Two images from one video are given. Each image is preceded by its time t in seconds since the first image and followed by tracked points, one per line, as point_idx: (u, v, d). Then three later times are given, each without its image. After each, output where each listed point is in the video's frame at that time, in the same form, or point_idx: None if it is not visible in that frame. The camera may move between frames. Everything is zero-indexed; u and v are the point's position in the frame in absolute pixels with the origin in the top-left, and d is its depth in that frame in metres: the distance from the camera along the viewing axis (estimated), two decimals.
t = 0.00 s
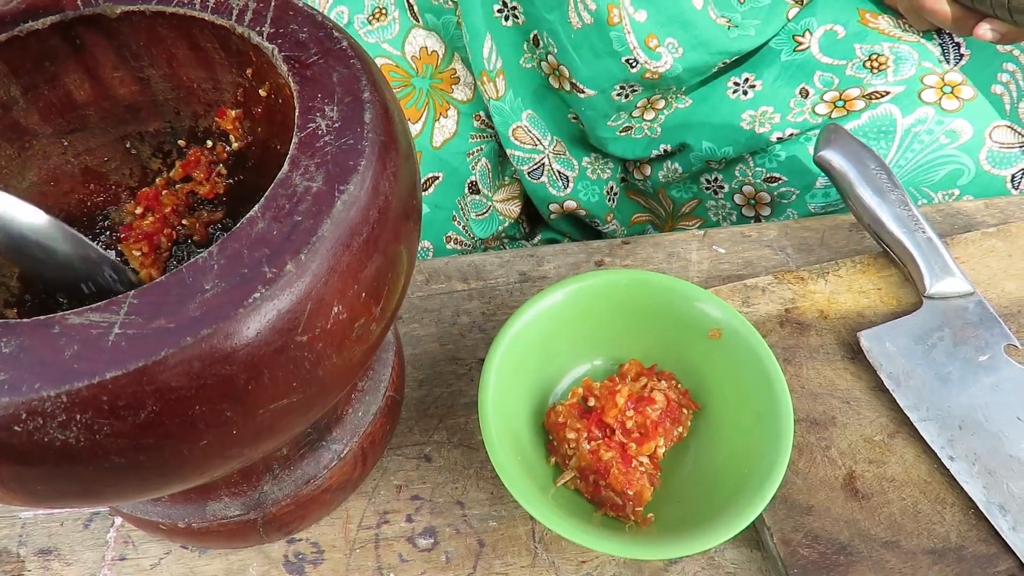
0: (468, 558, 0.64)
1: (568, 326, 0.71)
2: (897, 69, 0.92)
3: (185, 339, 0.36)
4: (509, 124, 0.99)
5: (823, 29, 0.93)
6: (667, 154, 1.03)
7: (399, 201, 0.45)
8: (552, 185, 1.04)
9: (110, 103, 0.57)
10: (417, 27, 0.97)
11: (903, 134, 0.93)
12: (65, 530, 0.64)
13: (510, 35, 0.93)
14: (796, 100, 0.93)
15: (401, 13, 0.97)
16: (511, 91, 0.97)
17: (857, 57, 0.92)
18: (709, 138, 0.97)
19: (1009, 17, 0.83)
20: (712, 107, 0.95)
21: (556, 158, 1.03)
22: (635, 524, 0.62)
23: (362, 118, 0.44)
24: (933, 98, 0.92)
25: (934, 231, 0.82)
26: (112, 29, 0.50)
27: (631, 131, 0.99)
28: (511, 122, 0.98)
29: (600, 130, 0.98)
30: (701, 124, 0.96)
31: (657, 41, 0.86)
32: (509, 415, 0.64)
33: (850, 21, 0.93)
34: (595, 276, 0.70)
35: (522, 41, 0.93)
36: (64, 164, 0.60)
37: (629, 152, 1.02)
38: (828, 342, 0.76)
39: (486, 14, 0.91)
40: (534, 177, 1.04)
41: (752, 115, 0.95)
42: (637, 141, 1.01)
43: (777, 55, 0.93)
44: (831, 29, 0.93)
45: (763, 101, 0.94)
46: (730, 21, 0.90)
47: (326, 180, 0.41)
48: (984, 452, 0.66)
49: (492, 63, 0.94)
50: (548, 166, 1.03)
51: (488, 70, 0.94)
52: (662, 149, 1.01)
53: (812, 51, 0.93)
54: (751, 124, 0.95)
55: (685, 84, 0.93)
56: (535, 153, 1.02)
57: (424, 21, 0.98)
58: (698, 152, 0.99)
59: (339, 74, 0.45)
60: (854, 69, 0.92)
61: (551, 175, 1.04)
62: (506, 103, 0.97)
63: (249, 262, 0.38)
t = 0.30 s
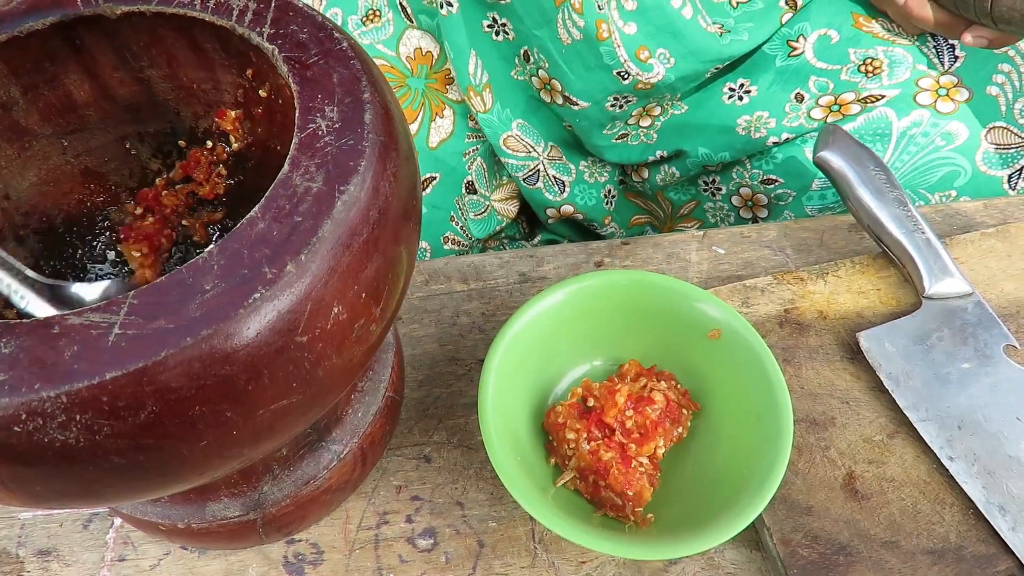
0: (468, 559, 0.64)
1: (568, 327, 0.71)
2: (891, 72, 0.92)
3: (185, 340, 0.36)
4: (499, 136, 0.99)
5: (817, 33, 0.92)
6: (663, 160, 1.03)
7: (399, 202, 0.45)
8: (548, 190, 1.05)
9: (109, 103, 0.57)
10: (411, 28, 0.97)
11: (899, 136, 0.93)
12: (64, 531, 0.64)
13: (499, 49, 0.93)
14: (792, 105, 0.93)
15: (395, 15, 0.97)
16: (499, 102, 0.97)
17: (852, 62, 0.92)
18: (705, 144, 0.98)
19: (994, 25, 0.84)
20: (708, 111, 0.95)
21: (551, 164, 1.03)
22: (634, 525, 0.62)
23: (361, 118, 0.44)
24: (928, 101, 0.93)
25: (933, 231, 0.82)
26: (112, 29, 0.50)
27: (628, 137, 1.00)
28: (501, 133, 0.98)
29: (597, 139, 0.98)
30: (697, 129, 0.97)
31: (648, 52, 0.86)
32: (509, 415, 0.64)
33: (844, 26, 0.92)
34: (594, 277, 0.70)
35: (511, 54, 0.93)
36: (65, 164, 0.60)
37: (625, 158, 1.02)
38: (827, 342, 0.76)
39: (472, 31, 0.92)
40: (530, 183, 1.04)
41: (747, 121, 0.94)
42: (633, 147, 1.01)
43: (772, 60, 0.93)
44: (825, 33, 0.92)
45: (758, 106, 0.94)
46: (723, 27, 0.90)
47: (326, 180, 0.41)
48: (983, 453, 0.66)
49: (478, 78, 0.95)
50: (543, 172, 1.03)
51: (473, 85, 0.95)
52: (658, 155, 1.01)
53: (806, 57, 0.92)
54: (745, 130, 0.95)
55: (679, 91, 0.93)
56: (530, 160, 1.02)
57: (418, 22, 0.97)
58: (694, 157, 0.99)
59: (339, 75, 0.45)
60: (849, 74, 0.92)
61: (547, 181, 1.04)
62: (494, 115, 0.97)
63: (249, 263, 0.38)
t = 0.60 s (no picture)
0: (465, 559, 0.64)
1: (566, 327, 0.71)
2: (890, 76, 0.92)
3: (180, 341, 0.36)
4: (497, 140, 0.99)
5: (817, 37, 0.91)
6: (663, 161, 1.03)
7: (396, 203, 0.45)
8: (547, 193, 1.05)
9: (106, 104, 0.57)
10: (410, 30, 0.97)
11: (897, 140, 0.94)
12: (62, 532, 0.64)
13: (499, 57, 0.93)
14: (791, 108, 0.93)
15: (394, 17, 0.97)
16: (495, 108, 0.97)
17: (851, 66, 0.92)
18: (704, 146, 0.98)
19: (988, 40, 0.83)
20: (707, 115, 0.95)
21: (550, 167, 1.02)
22: (631, 525, 0.62)
23: (358, 120, 0.44)
24: (927, 105, 0.93)
25: (930, 232, 0.82)
26: (108, 31, 0.50)
27: (628, 141, 0.99)
28: (498, 137, 0.98)
29: (597, 144, 0.99)
30: (696, 131, 0.97)
31: (650, 61, 0.86)
32: (506, 415, 0.64)
33: (844, 29, 0.91)
34: (591, 278, 0.70)
35: (509, 61, 0.93)
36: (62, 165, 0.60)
37: (625, 160, 1.02)
38: (824, 343, 0.76)
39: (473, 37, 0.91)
40: (528, 187, 1.04)
41: (746, 124, 0.94)
42: (633, 151, 1.01)
43: (771, 63, 0.92)
44: (825, 36, 0.91)
45: (757, 109, 0.94)
46: (723, 34, 0.90)
47: (322, 181, 0.41)
48: (981, 454, 0.66)
49: (475, 84, 0.94)
50: (542, 175, 1.03)
51: (471, 90, 0.95)
52: (656, 158, 1.02)
53: (805, 60, 0.92)
54: (745, 132, 0.95)
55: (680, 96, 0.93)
56: (529, 164, 1.02)
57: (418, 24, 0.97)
58: (694, 159, 1.00)
59: (336, 76, 0.45)
60: (848, 78, 0.92)
61: (546, 184, 1.04)
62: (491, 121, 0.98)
63: (245, 264, 0.38)
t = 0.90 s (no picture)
0: (463, 560, 0.64)
1: (564, 328, 0.71)
2: (889, 77, 0.92)
3: (176, 341, 0.36)
4: (496, 141, 0.99)
5: (816, 38, 0.92)
6: (662, 161, 1.03)
7: (393, 205, 0.45)
8: (547, 194, 1.04)
9: (104, 104, 0.57)
10: (410, 31, 0.97)
11: (896, 141, 0.94)
12: (59, 533, 0.64)
13: (499, 58, 0.92)
14: (790, 108, 0.93)
15: (394, 18, 0.97)
16: (495, 109, 0.97)
17: (850, 66, 0.92)
18: (703, 147, 0.98)
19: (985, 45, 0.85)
20: (707, 115, 0.95)
21: (550, 168, 1.03)
22: (629, 526, 0.62)
23: (356, 121, 0.44)
24: (926, 106, 0.93)
25: (928, 232, 0.82)
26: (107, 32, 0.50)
27: (627, 142, 0.99)
28: (498, 138, 0.98)
29: (596, 146, 0.99)
30: (694, 132, 0.97)
31: (651, 63, 0.86)
32: (504, 416, 0.64)
33: (842, 30, 0.92)
34: (589, 278, 0.70)
35: (509, 63, 0.93)
36: (59, 166, 0.60)
37: (625, 160, 1.02)
38: (823, 343, 0.76)
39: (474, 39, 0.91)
40: (528, 188, 1.04)
41: (746, 124, 0.94)
42: (632, 151, 1.01)
43: (770, 64, 0.93)
44: (824, 37, 0.92)
45: (756, 110, 0.94)
46: (722, 37, 0.90)
47: (319, 181, 0.41)
48: (978, 454, 0.66)
49: (475, 85, 0.94)
50: (542, 176, 1.03)
51: (470, 92, 0.94)
52: (655, 158, 1.02)
53: (804, 61, 0.92)
54: (745, 132, 0.95)
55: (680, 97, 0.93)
56: (529, 164, 1.02)
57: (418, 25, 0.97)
58: (693, 160, 1.00)
59: (333, 77, 0.45)
60: (847, 78, 0.92)
61: (546, 185, 1.04)
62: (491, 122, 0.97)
63: (241, 264, 0.38)
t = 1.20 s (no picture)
0: (463, 560, 0.64)
1: (564, 327, 0.71)
2: (888, 77, 0.92)
3: (175, 340, 0.36)
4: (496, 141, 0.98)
5: (815, 37, 0.92)
6: (661, 161, 1.03)
7: (392, 203, 0.44)
8: (547, 194, 1.04)
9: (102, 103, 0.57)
10: (409, 30, 0.97)
11: (896, 141, 0.93)
12: (58, 534, 0.64)
13: (499, 55, 0.92)
14: (789, 108, 0.93)
15: (393, 17, 0.96)
16: (495, 108, 0.96)
17: (849, 66, 0.92)
18: (702, 147, 0.98)
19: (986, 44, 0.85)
20: (706, 114, 0.95)
21: (549, 168, 1.02)
22: (629, 526, 0.62)
23: (354, 119, 0.44)
24: (925, 105, 0.93)
25: (928, 231, 0.82)
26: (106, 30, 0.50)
27: (626, 141, 0.99)
28: (498, 137, 0.98)
29: (595, 144, 0.99)
30: (693, 131, 0.97)
31: (650, 61, 0.86)
32: (503, 415, 0.64)
33: (842, 29, 0.92)
34: (588, 278, 0.70)
35: (508, 60, 0.93)
36: (56, 164, 0.60)
37: (624, 160, 1.02)
38: (822, 343, 0.76)
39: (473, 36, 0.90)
40: (528, 187, 1.03)
41: (745, 124, 0.95)
42: (631, 151, 1.01)
43: (769, 64, 0.93)
44: (823, 37, 0.92)
45: (756, 109, 0.94)
46: (722, 36, 0.90)
47: (318, 180, 0.41)
48: (978, 454, 0.66)
49: (476, 83, 0.94)
50: (542, 175, 1.03)
51: (470, 90, 0.94)
52: (655, 158, 1.02)
53: (803, 61, 0.92)
54: (744, 132, 0.95)
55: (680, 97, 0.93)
56: (528, 164, 1.01)
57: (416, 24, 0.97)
58: (692, 160, 1.00)
59: (332, 75, 0.45)
60: (846, 78, 0.92)
61: (545, 185, 1.03)
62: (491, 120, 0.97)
63: (240, 263, 0.38)
